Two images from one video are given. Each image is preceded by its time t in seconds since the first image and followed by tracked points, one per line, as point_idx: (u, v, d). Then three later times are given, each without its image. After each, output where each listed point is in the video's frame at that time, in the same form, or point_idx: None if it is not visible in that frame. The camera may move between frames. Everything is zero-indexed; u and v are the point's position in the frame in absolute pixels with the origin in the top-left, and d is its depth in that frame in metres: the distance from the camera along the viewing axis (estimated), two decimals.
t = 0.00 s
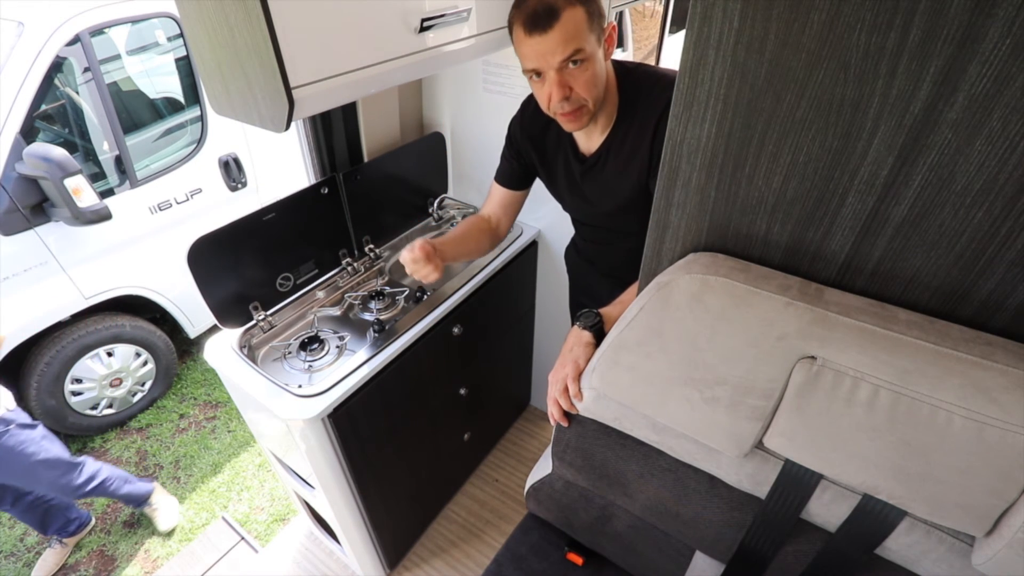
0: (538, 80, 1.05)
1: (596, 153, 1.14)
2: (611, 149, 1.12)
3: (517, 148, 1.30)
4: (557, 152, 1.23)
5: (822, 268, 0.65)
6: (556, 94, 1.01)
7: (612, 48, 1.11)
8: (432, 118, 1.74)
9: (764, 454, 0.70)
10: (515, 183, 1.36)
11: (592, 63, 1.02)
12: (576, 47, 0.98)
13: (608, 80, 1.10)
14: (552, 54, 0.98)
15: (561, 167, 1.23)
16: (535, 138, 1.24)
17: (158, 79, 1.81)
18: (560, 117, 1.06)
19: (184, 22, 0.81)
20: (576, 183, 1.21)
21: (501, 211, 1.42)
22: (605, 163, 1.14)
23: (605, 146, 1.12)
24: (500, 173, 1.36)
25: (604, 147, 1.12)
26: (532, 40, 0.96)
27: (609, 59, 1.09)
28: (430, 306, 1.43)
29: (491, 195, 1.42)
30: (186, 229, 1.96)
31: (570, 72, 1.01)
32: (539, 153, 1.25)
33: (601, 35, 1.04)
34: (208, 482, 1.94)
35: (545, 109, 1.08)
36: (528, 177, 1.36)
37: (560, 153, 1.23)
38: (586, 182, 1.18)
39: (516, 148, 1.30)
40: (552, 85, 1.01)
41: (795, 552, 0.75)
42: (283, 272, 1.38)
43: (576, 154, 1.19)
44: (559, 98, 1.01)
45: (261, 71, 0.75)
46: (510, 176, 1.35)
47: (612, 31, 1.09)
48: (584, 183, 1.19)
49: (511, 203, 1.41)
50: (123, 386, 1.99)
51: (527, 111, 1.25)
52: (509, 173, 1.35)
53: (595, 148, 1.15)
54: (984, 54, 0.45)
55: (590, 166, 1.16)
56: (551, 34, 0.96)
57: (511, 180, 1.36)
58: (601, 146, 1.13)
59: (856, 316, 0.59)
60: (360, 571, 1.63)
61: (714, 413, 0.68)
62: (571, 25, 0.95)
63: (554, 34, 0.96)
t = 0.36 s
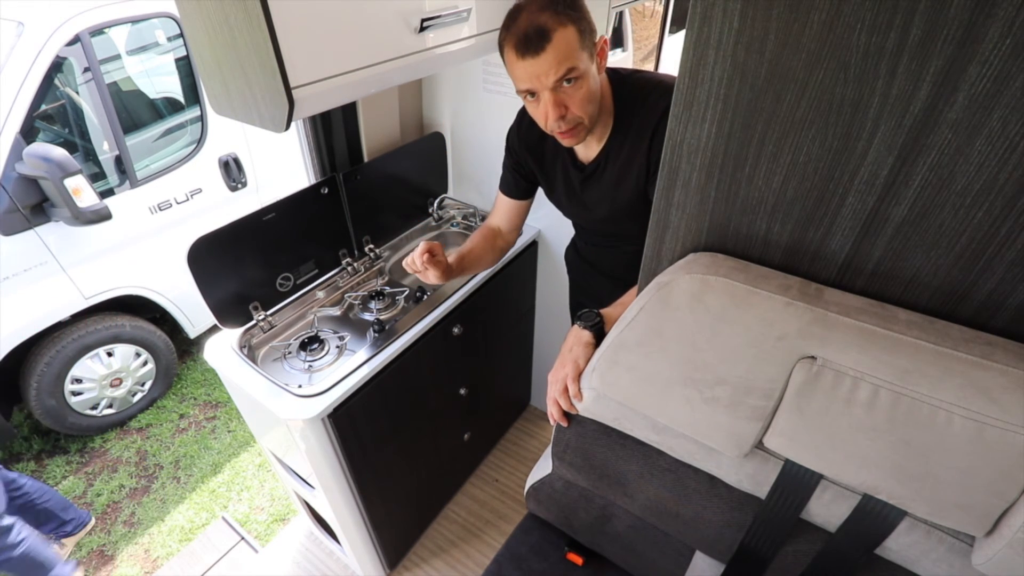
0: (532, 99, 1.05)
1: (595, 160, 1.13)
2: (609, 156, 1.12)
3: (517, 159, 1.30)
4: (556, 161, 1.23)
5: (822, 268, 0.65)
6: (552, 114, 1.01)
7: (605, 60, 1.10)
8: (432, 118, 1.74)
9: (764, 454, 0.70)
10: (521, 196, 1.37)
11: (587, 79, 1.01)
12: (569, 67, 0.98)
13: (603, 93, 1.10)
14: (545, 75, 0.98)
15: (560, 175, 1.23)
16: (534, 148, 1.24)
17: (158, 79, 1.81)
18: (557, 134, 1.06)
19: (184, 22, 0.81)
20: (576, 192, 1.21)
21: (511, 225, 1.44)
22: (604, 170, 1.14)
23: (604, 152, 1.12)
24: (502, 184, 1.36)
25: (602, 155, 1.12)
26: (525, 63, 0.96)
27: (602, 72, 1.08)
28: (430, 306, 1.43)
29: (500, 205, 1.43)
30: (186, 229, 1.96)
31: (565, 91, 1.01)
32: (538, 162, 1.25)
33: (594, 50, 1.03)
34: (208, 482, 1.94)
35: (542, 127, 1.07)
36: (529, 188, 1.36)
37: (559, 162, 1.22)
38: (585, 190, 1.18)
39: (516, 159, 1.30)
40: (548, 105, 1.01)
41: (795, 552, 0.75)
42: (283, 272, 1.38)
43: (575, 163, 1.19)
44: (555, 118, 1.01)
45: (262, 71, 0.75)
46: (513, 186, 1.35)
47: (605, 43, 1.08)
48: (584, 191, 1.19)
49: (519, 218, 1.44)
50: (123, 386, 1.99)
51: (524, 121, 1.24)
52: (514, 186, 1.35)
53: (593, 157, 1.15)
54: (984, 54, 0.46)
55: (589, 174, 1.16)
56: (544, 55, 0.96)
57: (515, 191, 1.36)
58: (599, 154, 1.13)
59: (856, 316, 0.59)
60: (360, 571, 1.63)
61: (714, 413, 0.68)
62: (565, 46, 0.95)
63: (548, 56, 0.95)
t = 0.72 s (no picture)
0: (538, 85, 1.03)
1: (592, 157, 1.13)
2: (606, 153, 1.11)
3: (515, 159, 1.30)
4: (553, 160, 1.23)
5: (823, 268, 0.65)
6: (564, 92, 0.99)
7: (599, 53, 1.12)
8: (432, 118, 1.74)
9: (764, 454, 0.70)
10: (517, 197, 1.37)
11: (591, 60, 1.02)
12: (575, 45, 0.98)
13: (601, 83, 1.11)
14: (555, 51, 0.97)
15: (557, 174, 1.23)
16: (533, 146, 1.24)
17: (158, 79, 1.81)
18: (567, 119, 1.03)
19: (184, 22, 0.81)
20: (574, 190, 1.20)
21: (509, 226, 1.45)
22: (602, 167, 1.13)
23: (602, 148, 1.11)
24: (500, 183, 1.36)
25: (599, 151, 1.12)
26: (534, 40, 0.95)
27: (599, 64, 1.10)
28: (430, 306, 1.43)
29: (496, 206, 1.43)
30: (186, 229, 1.96)
31: (573, 70, 1.00)
32: (537, 163, 1.25)
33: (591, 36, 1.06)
34: (208, 482, 1.94)
35: (549, 114, 1.04)
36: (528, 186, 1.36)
37: (557, 160, 1.22)
38: (584, 188, 1.18)
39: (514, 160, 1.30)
40: (559, 83, 0.99)
41: (795, 552, 0.75)
42: (283, 272, 1.38)
43: (573, 160, 1.18)
44: (568, 95, 0.99)
45: (261, 71, 0.75)
46: (510, 185, 1.35)
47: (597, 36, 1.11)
48: (582, 189, 1.18)
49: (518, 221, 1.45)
50: (123, 386, 2.00)
51: (524, 118, 1.25)
52: (511, 185, 1.35)
53: (591, 153, 1.14)
54: (983, 54, 0.46)
55: (587, 171, 1.16)
56: (552, 31, 0.95)
57: (512, 190, 1.35)
58: (597, 150, 1.12)
59: (855, 316, 0.59)
60: (360, 571, 1.63)
61: (714, 413, 0.68)
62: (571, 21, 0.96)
63: (557, 30, 0.95)
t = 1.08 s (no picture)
0: (532, 78, 1.02)
1: (586, 146, 1.13)
2: (600, 141, 1.11)
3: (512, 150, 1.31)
4: (549, 151, 1.22)
5: (823, 267, 0.65)
6: (559, 86, 0.99)
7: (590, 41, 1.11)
8: (432, 118, 1.74)
9: (764, 454, 0.70)
10: (512, 180, 1.36)
11: (583, 51, 1.02)
12: (569, 39, 0.97)
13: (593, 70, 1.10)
14: (550, 47, 0.96)
15: (553, 165, 1.23)
16: (527, 137, 1.24)
17: (158, 79, 1.80)
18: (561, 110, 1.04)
19: (184, 22, 0.81)
20: (569, 181, 1.21)
21: (506, 201, 1.41)
22: (596, 156, 1.13)
23: (595, 137, 1.11)
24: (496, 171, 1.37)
25: (593, 140, 1.11)
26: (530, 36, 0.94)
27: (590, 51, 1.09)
28: (430, 306, 1.43)
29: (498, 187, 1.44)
30: (186, 230, 1.96)
31: (567, 63, 1.00)
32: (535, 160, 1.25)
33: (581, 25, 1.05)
34: (208, 482, 1.94)
35: (544, 105, 1.05)
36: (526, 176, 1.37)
37: (551, 151, 1.22)
38: (579, 177, 1.18)
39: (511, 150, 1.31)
40: (554, 78, 0.99)
41: (795, 552, 0.75)
42: (283, 272, 1.38)
43: (567, 150, 1.18)
44: (563, 90, 0.99)
45: (261, 71, 0.75)
46: (507, 173, 1.36)
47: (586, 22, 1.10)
48: (577, 178, 1.18)
49: (516, 196, 1.41)
50: (123, 386, 2.00)
51: (520, 111, 1.25)
52: (506, 173, 1.35)
53: (585, 142, 1.14)
54: (984, 54, 0.46)
55: (581, 161, 1.15)
56: (547, 27, 0.94)
57: (508, 177, 1.36)
58: (591, 139, 1.12)
59: (856, 316, 0.59)
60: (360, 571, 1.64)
61: (714, 413, 0.68)
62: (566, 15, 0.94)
63: (553, 27, 0.94)
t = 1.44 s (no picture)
0: (522, 104, 1.02)
1: (577, 159, 1.13)
2: (591, 153, 1.11)
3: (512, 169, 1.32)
4: (544, 163, 1.23)
5: (823, 268, 0.65)
6: (549, 112, 0.99)
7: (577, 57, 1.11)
8: (432, 117, 1.74)
9: (764, 454, 0.70)
10: (518, 193, 1.38)
11: (572, 74, 1.01)
12: (558, 65, 0.97)
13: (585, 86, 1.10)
14: (539, 75, 0.95)
15: (549, 176, 1.24)
16: (521, 149, 1.24)
17: (158, 79, 1.80)
18: (553, 131, 1.04)
19: (184, 23, 0.81)
20: (565, 191, 1.21)
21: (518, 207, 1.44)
22: (588, 166, 1.13)
23: (587, 147, 1.11)
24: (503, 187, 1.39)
25: (584, 152, 1.12)
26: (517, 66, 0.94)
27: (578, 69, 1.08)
28: (430, 306, 1.43)
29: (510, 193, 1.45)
30: (186, 230, 1.96)
31: (557, 88, 0.99)
32: (535, 163, 1.25)
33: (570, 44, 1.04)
34: (208, 482, 1.94)
35: (535, 128, 1.05)
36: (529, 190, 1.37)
37: (546, 162, 1.22)
38: (574, 187, 1.19)
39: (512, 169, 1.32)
40: (544, 105, 0.99)
41: (794, 551, 0.75)
42: (283, 272, 1.38)
43: (561, 161, 1.18)
44: (552, 115, 0.99)
45: (261, 71, 0.75)
46: (510, 186, 1.37)
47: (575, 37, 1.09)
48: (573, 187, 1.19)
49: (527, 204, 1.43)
50: (123, 386, 2.00)
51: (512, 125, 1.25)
52: (510, 188, 1.37)
53: (576, 155, 1.14)
54: (984, 54, 0.46)
55: (575, 172, 1.16)
56: (535, 56, 0.94)
57: (512, 191, 1.38)
58: (582, 152, 1.12)
59: (856, 316, 0.59)
60: (360, 571, 1.64)
61: (714, 413, 0.68)
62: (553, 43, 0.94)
63: (540, 56, 0.94)
